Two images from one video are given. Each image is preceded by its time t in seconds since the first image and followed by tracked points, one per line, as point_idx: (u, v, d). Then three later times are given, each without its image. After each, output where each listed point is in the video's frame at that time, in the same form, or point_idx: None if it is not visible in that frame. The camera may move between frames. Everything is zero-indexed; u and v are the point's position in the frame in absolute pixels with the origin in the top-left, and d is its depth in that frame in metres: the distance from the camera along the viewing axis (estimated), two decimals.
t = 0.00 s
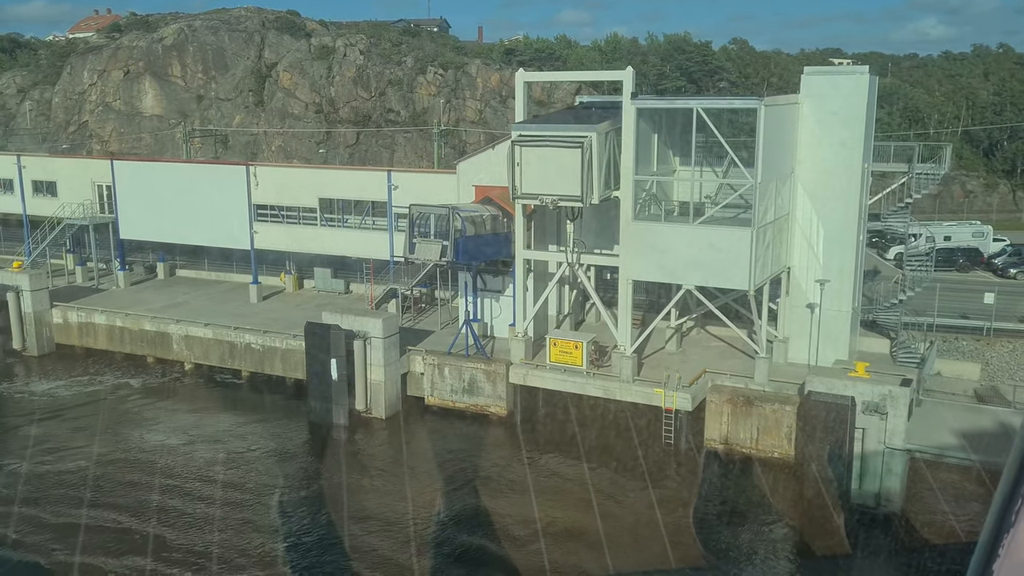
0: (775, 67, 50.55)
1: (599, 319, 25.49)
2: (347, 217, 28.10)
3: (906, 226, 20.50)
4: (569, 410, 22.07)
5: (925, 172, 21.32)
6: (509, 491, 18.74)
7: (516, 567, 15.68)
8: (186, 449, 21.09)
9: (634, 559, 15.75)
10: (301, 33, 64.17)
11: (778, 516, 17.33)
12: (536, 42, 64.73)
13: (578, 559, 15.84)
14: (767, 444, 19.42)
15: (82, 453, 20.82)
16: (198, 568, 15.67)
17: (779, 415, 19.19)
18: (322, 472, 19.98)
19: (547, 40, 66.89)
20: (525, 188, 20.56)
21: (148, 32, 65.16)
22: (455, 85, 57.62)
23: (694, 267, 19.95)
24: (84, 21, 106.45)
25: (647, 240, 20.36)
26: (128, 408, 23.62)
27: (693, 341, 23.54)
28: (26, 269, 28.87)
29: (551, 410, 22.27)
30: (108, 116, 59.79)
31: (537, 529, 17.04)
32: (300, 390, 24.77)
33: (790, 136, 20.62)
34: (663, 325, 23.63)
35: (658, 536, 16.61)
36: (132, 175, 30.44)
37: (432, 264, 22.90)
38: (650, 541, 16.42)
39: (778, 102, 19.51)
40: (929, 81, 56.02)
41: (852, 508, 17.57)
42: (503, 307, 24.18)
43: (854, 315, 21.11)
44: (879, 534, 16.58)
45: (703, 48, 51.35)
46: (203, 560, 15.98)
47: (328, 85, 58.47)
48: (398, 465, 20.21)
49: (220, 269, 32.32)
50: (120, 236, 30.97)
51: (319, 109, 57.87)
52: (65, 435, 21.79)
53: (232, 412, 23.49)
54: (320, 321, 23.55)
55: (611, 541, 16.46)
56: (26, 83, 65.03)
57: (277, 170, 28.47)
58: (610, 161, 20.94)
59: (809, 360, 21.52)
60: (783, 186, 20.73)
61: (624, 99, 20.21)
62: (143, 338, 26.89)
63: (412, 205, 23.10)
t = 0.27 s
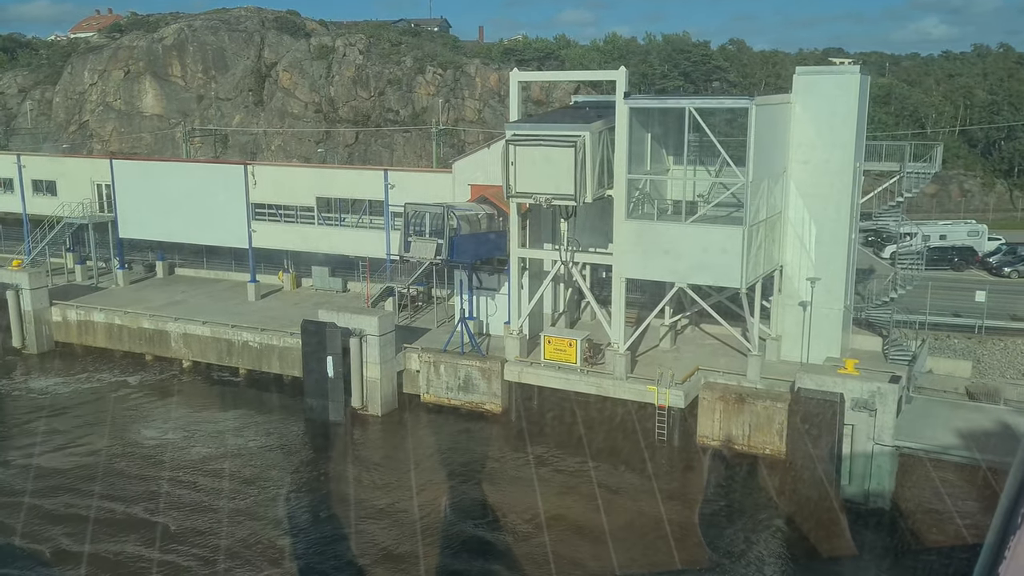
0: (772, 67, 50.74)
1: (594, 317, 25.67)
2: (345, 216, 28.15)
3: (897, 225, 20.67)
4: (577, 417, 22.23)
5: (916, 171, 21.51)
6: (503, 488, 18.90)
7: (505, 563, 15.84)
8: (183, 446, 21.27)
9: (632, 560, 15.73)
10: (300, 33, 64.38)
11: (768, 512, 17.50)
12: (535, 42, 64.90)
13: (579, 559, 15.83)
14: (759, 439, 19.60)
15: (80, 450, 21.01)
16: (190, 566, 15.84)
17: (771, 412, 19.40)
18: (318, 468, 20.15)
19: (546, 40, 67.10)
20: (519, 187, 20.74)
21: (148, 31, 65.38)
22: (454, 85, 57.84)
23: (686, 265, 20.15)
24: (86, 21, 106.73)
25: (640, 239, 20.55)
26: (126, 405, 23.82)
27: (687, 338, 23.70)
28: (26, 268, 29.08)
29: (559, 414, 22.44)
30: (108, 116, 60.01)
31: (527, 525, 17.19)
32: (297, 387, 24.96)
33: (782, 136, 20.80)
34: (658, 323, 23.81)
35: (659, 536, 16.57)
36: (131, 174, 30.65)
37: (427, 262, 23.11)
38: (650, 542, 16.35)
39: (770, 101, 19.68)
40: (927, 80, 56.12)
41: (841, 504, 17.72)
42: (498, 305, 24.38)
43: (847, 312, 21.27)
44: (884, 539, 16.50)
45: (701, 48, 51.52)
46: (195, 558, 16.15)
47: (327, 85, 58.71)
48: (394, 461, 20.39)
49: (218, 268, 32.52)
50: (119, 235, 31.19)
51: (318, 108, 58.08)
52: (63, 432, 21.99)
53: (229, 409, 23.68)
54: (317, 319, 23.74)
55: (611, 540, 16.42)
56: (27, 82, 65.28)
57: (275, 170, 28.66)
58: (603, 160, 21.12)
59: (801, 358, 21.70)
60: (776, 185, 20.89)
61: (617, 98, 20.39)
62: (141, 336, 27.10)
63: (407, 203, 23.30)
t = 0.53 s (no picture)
0: (767, 68, 50.97)
1: (587, 316, 25.83)
2: (339, 216, 28.33)
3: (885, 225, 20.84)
4: (584, 416, 21.99)
5: (904, 172, 21.71)
6: (494, 485, 19.03)
7: (492, 559, 15.97)
8: (177, 444, 21.40)
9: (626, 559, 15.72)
10: (297, 34, 64.57)
11: (755, 511, 17.65)
12: (532, 43, 65.07)
13: (582, 561, 15.71)
14: (750, 436, 19.75)
15: (75, 447, 21.14)
16: (178, 560, 15.96)
17: (759, 411, 19.58)
18: (311, 465, 20.29)
19: (543, 42, 67.33)
20: (511, 187, 20.93)
21: (146, 32, 65.59)
22: (450, 86, 58.01)
23: (675, 265, 20.32)
24: (84, 21, 106.99)
25: (630, 239, 20.73)
26: (121, 403, 23.96)
27: (679, 338, 23.85)
28: (22, 267, 29.23)
29: (567, 414, 22.21)
30: (106, 116, 60.17)
31: (512, 522, 17.34)
32: (291, 386, 25.11)
33: (772, 137, 20.99)
34: (649, 322, 23.98)
35: (660, 540, 16.38)
36: (127, 174, 30.81)
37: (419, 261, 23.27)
38: (646, 544, 16.25)
39: (759, 103, 19.87)
40: (920, 82, 56.40)
41: (827, 501, 17.83)
42: (491, 305, 24.56)
43: (836, 311, 21.45)
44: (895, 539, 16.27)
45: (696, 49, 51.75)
46: (186, 552, 16.28)
47: (324, 85, 58.92)
48: (386, 459, 20.53)
49: (214, 267, 32.67)
50: (116, 234, 31.35)
51: (315, 109, 58.27)
52: (58, 430, 22.14)
53: (224, 407, 23.83)
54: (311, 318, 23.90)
55: (607, 543, 16.33)
56: (25, 83, 65.48)
57: (270, 170, 28.85)
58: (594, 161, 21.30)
59: (791, 357, 21.88)
60: (765, 186, 21.08)
61: (608, 99, 20.57)
62: (137, 335, 27.25)
63: (400, 203, 23.48)
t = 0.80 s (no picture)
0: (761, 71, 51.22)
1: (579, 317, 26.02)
2: (333, 216, 28.55)
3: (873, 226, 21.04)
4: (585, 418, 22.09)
5: (892, 174, 21.93)
6: (485, 484, 19.22)
7: (481, 556, 16.15)
8: (171, 442, 21.54)
9: (617, 562, 15.82)
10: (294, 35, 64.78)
11: (742, 510, 17.84)
12: (528, 45, 65.29)
13: (575, 565, 15.77)
14: (739, 434, 20.00)
15: (68, 445, 21.28)
16: (171, 556, 16.13)
17: (747, 409, 19.84)
18: (303, 464, 20.45)
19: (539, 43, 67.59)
20: (502, 188, 21.13)
21: (143, 33, 65.77)
22: (446, 87, 58.21)
23: (665, 265, 20.51)
24: (82, 22, 107.18)
25: (620, 240, 20.92)
26: (115, 402, 24.11)
27: (669, 338, 24.04)
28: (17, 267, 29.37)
29: (567, 416, 22.57)
30: (103, 116, 60.30)
31: (501, 520, 17.54)
32: (285, 385, 25.28)
33: (761, 139, 21.18)
34: (640, 322, 24.17)
35: (655, 543, 16.52)
36: (122, 174, 30.97)
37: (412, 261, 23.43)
38: (640, 546, 16.35)
39: (747, 105, 20.05)
40: (914, 83, 56.70)
41: (812, 500, 18.04)
42: (483, 305, 24.76)
43: (824, 311, 21.66)
44: (891, 543, 16.44)
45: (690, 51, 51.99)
46: (178, 548, 16.43)
47: (321, 87, 59.13)
48: (378, 458, 20.70)
49: (209, 267, 32.84)
50: (111, 234, 31.51)
51: (311, 110, 58.48)
52: (52, 428, 22.28)
53: (217, 406, 23.99)
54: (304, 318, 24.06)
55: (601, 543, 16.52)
56: (23, 83, 65.64)
57: (264, 170, 29.01)
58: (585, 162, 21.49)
59: (780, 357, 22.08)
60: (754, 187, 21.27)
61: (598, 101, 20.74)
62: (132, 334, 27.40)
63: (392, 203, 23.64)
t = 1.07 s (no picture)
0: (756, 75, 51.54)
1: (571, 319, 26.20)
2: (327, 219, 28.94)
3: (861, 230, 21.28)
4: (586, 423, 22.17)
5: (880, 178, 22.20)
6: (475, 485, 19.37)
7: (469, 557, 16.32)
8: (164, 443, 21.70)
9: (606, 565, 15.94)
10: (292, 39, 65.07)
11: (729, 512, 17.96)
12: (525, 49, 65.56)
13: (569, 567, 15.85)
14: (727, 436, 20.19)
15: (62, 447, 21.43)
16: (162, 556, 16.29)
17: (736, 411, 20.03)
18: (296, 464, 20.63)
19: (536, 48, 67.94)
20: (494, 191, 21.36)
21: (141, 36, 66.05)
22: (443, 92, 58.46)
23: (654, 268, 20.71)
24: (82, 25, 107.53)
25: (611, 243, 21.10)
26: (109, 403, 24.24)
27: (661, 341, 24.21)
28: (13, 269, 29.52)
29: (566, 420, 22.75)
30: (101, 120, 60.48)
31: (491, 521, 17.71)
32: (279, 386, 25.44)
33: (750, 143, 21.39)
34: (631, 326, 24.33)
35: (654, 546, 16.60)
36: (118, 177, 31.14)
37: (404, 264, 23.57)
38: (629, 549, 16.48)
39: (736, 110, 20.27)
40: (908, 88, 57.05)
41: (801, 503, 18.19)
42: (476, 307, 24.97)
43: (813, 314, 21.85)
44: (888, 547, 16.40)
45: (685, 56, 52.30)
46: (171, 548, 16.59)
47: (318, 90, 59.43)
48: (370, 459, 20.86)
49: (205, 270, 33.01)
50: (107, 237, 31.67)
51: (309, 114, 58.75)
52: (46, 429, 22.44)
53: (211, 407, 24.14)
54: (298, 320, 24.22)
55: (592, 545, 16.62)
56: (21, 86, 65.90)
57: (260, 173, 29.19)
58: (576, 165, 21.67)
59: (770, 359, 22.28)
60: (744, 191, 21.46)
61: (589, 105, 20.92)
62: (127, 336, 27.56)
63: (384, 206, 23.80)
